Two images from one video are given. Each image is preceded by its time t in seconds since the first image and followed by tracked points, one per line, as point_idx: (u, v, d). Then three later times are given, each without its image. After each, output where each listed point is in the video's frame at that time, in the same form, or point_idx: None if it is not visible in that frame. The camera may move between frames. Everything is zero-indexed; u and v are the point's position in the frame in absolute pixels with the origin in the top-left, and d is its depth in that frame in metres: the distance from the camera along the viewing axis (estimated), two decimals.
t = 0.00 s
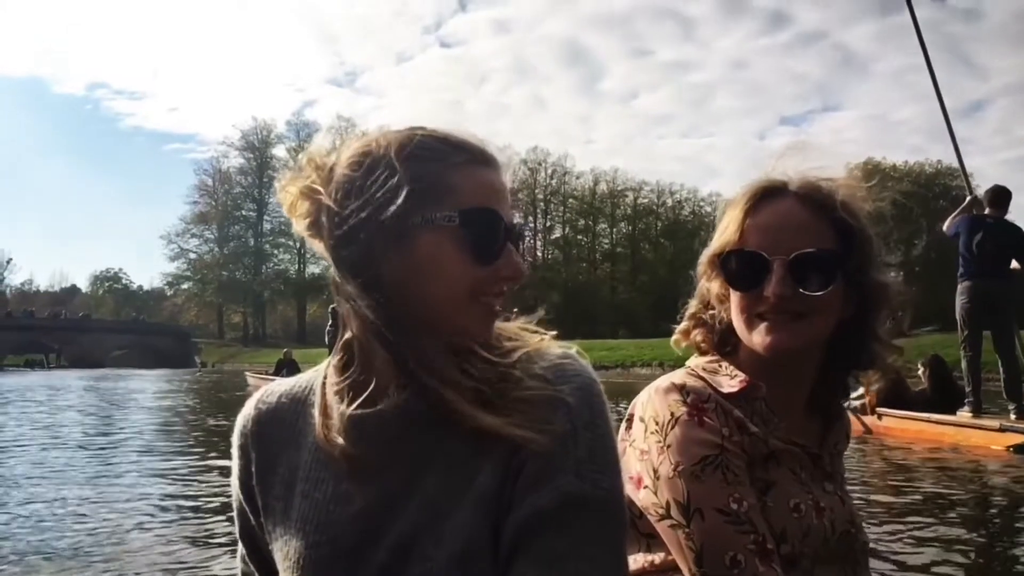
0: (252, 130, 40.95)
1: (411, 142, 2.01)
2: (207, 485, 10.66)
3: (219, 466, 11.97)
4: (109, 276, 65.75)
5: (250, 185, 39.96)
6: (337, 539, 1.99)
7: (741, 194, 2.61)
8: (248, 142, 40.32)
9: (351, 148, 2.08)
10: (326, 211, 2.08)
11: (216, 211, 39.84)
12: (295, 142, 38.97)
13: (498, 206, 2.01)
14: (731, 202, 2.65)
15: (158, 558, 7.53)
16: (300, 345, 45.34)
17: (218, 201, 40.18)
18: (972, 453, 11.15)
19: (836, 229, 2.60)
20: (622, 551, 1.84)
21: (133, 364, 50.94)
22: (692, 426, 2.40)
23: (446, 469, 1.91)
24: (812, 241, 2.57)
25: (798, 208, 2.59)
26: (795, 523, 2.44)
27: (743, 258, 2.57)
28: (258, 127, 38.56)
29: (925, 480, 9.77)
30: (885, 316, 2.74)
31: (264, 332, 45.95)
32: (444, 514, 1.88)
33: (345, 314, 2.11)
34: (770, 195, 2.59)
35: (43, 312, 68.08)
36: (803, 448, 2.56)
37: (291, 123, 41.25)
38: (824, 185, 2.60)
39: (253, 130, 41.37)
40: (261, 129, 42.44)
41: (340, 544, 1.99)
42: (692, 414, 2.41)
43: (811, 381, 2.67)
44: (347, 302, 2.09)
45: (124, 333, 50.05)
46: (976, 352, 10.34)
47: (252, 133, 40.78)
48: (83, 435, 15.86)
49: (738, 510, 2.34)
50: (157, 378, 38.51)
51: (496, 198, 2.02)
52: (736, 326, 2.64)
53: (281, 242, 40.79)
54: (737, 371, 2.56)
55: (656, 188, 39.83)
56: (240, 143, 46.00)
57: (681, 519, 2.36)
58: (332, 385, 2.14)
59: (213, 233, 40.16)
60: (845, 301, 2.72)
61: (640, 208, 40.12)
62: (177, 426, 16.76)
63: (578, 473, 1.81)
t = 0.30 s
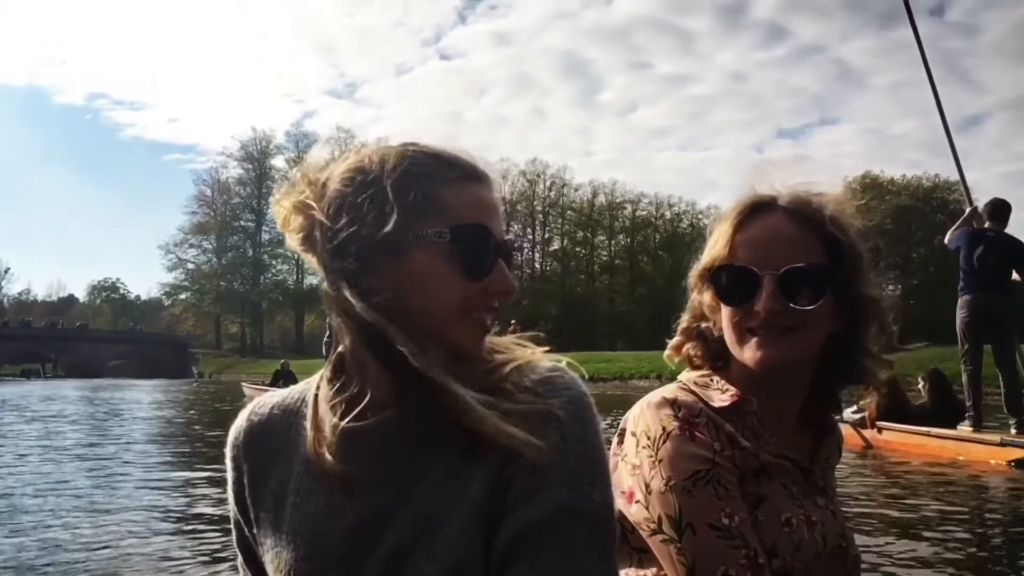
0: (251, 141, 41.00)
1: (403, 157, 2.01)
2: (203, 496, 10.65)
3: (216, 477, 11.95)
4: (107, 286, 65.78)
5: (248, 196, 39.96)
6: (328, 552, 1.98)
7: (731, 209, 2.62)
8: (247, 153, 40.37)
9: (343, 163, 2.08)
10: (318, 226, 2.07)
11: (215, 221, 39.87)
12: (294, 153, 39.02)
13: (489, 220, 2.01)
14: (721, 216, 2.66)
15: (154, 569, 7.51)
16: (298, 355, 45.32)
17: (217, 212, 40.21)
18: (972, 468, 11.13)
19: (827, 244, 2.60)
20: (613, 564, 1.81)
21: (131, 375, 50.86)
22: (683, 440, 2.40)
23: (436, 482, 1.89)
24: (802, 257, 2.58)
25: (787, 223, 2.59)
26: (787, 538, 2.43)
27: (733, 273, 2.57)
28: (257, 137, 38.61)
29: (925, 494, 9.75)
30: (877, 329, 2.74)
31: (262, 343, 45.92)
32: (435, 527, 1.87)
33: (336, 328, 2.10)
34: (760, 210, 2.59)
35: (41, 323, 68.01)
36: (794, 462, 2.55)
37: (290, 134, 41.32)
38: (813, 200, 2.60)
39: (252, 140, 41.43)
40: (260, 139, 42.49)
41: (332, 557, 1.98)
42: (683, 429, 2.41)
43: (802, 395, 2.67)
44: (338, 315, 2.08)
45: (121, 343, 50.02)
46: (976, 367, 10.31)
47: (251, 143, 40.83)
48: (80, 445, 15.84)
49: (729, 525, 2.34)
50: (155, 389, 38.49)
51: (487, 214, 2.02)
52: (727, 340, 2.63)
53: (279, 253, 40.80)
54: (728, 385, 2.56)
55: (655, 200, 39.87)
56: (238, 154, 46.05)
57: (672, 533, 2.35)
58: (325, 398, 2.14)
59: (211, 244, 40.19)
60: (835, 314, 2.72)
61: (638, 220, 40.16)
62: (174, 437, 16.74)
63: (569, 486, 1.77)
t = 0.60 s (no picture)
0: (250, 149, 41.06)
1: (393, 171, 2.00)
2: (199, 505, 10.63)
3: (212, 486, 11.94)
4: (104, 293, 65.87)
5: (247, 204, 40.02)
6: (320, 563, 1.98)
7: (724, 222, 2.61)
8: (246, 162, 40.43)
9: (336, 176, 2.06)
10: (309, 241, 2.05)
11: (212, 229, 39.92)
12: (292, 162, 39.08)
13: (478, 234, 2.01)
14: (714, 229, 2.65)
15: None
16: (295, 364, 45.30)
17: (215, 220, 40.26)
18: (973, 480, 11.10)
19: (819, 256, 2.61)
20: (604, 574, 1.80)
21: (128, 383, 50.86)
22: (675, 453, 2.39)
23: (428, 493, 1.88)
24: (794, 269, 2.58)
25: (778, 235, 2.60)
26: (778, 550, 2.42)
27: (725, 285, 2.57)
28: (256, 146, 38.67)
29: (925, 507, 9.73)
30: (867, 340, 2.75)
31: (260, 351, 45.91)
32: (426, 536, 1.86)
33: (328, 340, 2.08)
34: (751, 222, 2.59)
35: (38, 330, 68.04)
36: (785, 474, 2.55)
37: (288, 143, 41.38)
38: (804, 212, 2.61)
39: (251, 149, 41.51)
40: (258, 148, 42.55)
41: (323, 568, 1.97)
42: (675, 441, 2.41)
43: (795, 406, 2.67)
44: (327, 327, 2.06)
45: (119, 352, 50.06)
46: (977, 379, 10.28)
47: (250, 152, 40.89)
48: (77, 453, 15.83)
49: (721, 537, 2.33)
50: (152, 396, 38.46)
51: (478, 228, 2.02)
52: (720, 351, 2.63)
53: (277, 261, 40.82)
54: (720, 397, 2.55)
55: (653, 210, 39.93)
56: (237, 162, 46.09)
57: (664, 547, 2.34)
58: (317, 410, 2.13)
59: (209, 252, 40.25)
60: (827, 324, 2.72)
61: (636, 230, 40.20)
62: (171, 445, 16.72)
63: (559, 495, 1.76)
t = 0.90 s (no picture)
0: (246, 159, 41.03)
1: (380, 186, 2.00)
2: (192, 516, 10.58)
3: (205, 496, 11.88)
4: (98, 302, 65.64)
5: (242, 214, 39.98)
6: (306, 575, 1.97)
7: (712, 237, 2.62)
8: (241, 171, 40.39)
9: (324, 191, 2.06)
10: (298, 254, 2.04)
11: (207, 239, 39.88)
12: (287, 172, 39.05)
13: (465, 250, 2.00)
14: (702, 244, 2.66)
15: None
16: (290, 374, 45.20)
17: (210, 229, 40.22)
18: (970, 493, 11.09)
19: (805, 270, 2.63)
20: None
21: (121, 393, 50.61)
22: (665, 466, 2.39)
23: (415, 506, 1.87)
24: (781, 284, 2.59)
25: (766, 251, 2.61)
26: (768, 564, 2.42)
27: (714, 300, 2.57)
28: (251, 156, 38.65)
29: (921, 520, 9.71)
30: (852, 354, 2.76)
31: (254, 361, 45.83)
32: (413, 548, 1.85)
33: (315, 353, 2.06)
34: (739, 236, 2.61)
35: (31, 339, 67.78)
36: (775, 487, 2.55)
37: (284, 153, 41.34)
38: (791, 227, 2.62)
39: (246, 159, 41.47)
40: (253, 158, 42.49)
41: None
42: (664, 454, 2.40)
43: (783, 420, 2.68)
44: (314, 340, 2.05)
45: (113, 361, 49.91)
46: (975, 392, 10.22)
47: (245, 162, 40.85)
48: (68, 463, 15.75)
49: (710, 551, 2.33)
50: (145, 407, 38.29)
51: (466, 244, 2.01)
52: (708, 365, 2.62)
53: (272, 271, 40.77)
54: (709, 411, 2.55)
55: (649, 221, 39.95)
56: (232, 172, 46.02)
57: (654, 560, 2.33)
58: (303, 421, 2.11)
59: (204, 261, 40.21)
60: (815, 339, 2.73)
61: (632, 241, 40.20)
62: (163, 455, 16.65)
63: (545, 506, 1.76)
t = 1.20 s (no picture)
0: (244, 167, 41.04)
1: (373, 198, 1.98)
2: (187, 524, 10.56)
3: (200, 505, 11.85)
4: (95, 309, 65.59)
5: (240, 222, 39.98)
6: None
7: (705, 248, 2.63)
8: (239, 180, 40.39)
9: (318, 200, 2.05)
10: (291, 264, 2.04)
11: (204, 247, 39.90)
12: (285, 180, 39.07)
13: (456, 265, 1.98)
14: (696, 255, 2.66)
15: None
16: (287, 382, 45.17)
17: (207, 238, 40.23)
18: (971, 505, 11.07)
19: (796, 281, 2.64)
20: None
21: (118, 400, 50.57)
22: (658, 478, 2.38)
23: (405, 515, 1.86)
24: (773, 296, 2.59)
25: (758, 263, 2.62)
26: None
27: (707, 310, 2.57)
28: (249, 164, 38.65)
29: (919, 531, 9.69)
30: (844, 366, 2.76)
31: (251, 369, 45.80)
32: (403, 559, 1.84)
33: (307, 364, 2.06)
34: (732, 248, 2.61)
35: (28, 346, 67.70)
36: (767, 498, 2.54)
37: (282, 161, 41.34)
38: (782, 240, 2.63)
39: (244, 167, 41.49)
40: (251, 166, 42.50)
41: None
42: (657, 466, 2.39)
43: (776, 431, 2.67)
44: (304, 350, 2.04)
45: (110, 369, 49.86)
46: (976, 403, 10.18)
47: (243, 170, 40.85)
48: (63, 471, 15.71)
49: (703, 562, 2.32)
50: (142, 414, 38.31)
51: (456, 259, 1.99)
52: (701, 377, 2.62)
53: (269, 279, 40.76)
54: (702, 422, 2.54)
55: (647, 230, 39.94)
56: (230, 180, 46.01)
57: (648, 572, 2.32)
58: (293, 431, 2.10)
59: (201, 269, 40.23)
60: (807, 351, 2.73)
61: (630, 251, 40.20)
62: (159, 463, 16.62)
63: (535, 515, 1.76)
